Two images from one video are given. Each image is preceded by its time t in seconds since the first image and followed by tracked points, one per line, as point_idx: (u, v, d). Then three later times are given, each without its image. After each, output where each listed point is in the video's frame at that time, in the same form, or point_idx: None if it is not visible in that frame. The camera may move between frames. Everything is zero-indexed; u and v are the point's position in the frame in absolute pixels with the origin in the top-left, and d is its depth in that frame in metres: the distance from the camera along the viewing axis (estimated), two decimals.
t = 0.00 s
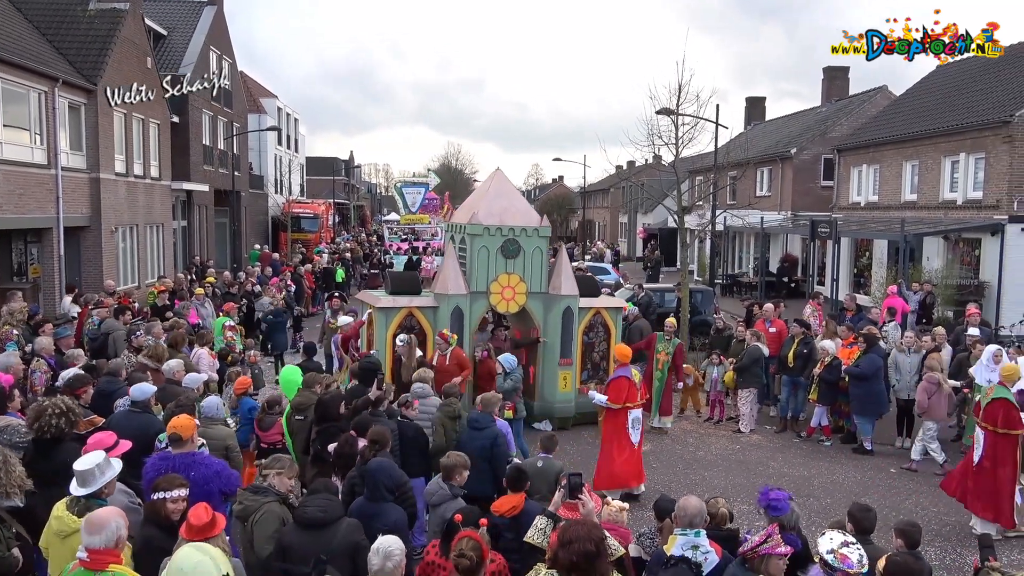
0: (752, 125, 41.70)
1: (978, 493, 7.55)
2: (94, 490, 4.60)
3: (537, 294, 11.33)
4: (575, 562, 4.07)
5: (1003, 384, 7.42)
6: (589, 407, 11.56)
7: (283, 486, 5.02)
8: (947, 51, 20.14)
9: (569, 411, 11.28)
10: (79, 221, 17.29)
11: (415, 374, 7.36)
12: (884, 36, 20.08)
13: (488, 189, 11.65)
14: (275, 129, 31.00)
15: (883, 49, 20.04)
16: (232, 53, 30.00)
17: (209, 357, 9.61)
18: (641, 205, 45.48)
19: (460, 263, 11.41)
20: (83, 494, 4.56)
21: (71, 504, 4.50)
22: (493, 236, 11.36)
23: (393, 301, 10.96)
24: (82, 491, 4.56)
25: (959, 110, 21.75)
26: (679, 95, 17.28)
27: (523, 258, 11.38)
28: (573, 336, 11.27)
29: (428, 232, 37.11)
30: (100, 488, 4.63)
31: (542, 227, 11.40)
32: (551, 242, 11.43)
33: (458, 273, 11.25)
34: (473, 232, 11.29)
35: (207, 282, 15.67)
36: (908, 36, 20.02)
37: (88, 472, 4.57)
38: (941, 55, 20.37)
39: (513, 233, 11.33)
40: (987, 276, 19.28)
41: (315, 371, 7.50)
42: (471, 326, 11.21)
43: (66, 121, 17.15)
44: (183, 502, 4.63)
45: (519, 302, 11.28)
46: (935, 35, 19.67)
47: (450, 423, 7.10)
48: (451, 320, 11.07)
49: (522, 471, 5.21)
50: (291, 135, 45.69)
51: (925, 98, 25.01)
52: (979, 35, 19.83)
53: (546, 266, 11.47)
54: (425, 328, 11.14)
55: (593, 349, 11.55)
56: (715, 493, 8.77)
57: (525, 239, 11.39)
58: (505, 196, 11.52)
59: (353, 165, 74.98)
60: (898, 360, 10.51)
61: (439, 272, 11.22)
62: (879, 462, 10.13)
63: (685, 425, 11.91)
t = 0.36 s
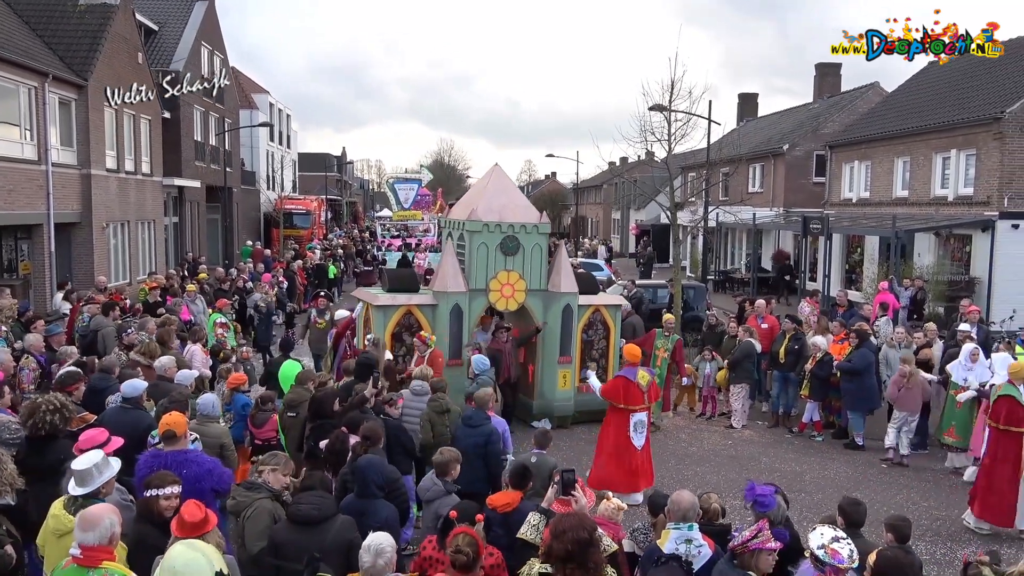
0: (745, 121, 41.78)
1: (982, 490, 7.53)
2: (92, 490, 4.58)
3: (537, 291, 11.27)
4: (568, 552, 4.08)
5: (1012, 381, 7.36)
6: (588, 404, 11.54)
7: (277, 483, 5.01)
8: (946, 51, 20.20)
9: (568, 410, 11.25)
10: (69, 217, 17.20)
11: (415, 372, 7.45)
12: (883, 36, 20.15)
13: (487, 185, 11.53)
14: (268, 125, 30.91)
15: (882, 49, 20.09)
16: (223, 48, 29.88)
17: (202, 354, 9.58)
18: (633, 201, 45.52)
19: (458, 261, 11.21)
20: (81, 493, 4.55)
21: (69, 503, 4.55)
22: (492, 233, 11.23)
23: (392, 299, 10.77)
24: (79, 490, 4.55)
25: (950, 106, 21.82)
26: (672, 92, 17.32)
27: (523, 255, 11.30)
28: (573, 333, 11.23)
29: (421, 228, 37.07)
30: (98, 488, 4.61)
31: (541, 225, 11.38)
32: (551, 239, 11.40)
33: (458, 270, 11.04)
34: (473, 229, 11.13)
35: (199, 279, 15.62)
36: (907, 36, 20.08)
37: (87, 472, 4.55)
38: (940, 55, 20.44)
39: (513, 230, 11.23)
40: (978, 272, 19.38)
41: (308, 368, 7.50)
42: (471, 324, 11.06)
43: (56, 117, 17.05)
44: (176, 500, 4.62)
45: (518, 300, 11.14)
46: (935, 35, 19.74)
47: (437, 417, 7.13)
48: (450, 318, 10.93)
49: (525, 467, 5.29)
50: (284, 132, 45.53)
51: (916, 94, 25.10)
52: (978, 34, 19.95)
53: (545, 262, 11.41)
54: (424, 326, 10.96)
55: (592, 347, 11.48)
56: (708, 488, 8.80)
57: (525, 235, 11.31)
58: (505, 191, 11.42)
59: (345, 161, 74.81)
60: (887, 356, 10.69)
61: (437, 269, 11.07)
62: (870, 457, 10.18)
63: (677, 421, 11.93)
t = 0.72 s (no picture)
0: (732, 114, 41.88)
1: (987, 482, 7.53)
2: (84, 487, 4.55)
3: (532, 286, 11.20)
4: (556, 546, 4.11)
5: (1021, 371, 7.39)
6: (583, 400, 11.52)
7: (266, 477, 4.99)
8: (948, 51, 20.54)
9: (563, 406, 11.17)
10: (54, 211, 17.05)
11: (399, 363, 7.32)
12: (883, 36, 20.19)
13: (481, 177, 11.29)
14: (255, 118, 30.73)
15: (883, 49, 20.17)
16: (209, 40, 29.65)
17: (189, 348, 9.53)
18: (621, 195, 45.57)
19: (453, 255, 11.03)
20: (74, 491, 4.51)
21: (60, 500, 4.53)
22: (488, 226, 11.02)
23: (386, 295, 10.74)
24: (72, 488, 4.51)
25: (937, 100, 21.93)
26: (660, 85, 17.34)
27: (518, 249, 11.14)
28: (569, 328, 11.15)
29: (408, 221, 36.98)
30: (90, 485, 4.58)
31: (537, 218, 11.18)
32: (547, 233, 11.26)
33: (453, 265, 10.90)
34: (469, 223, 10.91)
35: (185, 273, 15.54)
36: (908, 36, 20.16)
37: (79, 469, 4.51)
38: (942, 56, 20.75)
39: (509, 224, 11.04)
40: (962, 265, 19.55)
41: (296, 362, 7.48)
42: (465, 320, 11.02)
43: (40, 109, 16.87)
44: (166, 495, 4.60)
45: (513, 294, 11.08)
46: (936, 37, 19.91)
47: (432, 407, 7.26)
48: (445, 313, 10.85)
49: (504, 460, 5.30)
50: (271, 124, 45.29)
51: (903, 88, 25.23)
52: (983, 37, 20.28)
53: (540, 257, 11.29)
54: (419, 322, 10.90)
55: (587, 342, 11.48)
56: (695, 480, 8.85)
57: (520, 229, 11.14)
58: (500, 184, 11.20)
59: (333, 154, 74.55)
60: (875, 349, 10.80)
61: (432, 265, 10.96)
62: (856, 449, 10.26)
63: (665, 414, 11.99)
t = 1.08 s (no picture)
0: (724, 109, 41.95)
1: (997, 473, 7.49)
2: (74, 483, 4.53)
3: (531, 282, 11.06)
4: (550, 542, 4.16)
5: None
6: (581, 397, 11.50)
7: (259, 472, 5.00)
8: (947, 50, 20.55)
9: (562, 403, 11.19)
10: (44, 205, 16.95)
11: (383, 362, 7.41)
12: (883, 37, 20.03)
13: (479, 173, 11.20)
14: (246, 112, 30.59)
15: (883, 49, 20.20)
16: (199, 35, 29.50)
17: (181, 343, 9.50)
18: (614, 189, 45.60)
19: (452, 251, 10.99)
20: (64, 486, 4.50)
21: (50, 495, 4.52)
22: (487, 222, 10.93)
23: (384, 291, 10.66)
24: (62, 484, 4.50)
25: (927, 96, 22.00)
26: (652, 80, 17.37)
27: (517, 244, 11.02)
28: (568, 324, 11.09)
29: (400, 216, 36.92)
30: (81, 481, 4.57)
31: (536, 213, 11.00)
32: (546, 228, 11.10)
33: (452, 262, 10.87)
34: (467, 219, 10.83)
35: (177, 268, 15.48)
36: (908, 36, 20.16)
37: (69, 465, 4.50)
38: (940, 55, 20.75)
39: (508, 219, 10.92)
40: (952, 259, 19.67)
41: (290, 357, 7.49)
42: (464, 316, 10.96)
43: (29, 103, 16.76)
44: (159, 491, 4.59)
45: (512, 291, 10.98)
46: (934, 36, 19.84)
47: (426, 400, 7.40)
48: (444, 310, 10.79)
49: (484, 456, 5.19)
50: (262, 119, 45.09)
51: (894, 83, 25.32)
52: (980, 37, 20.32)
53: (540, 252, 11.15)
54: (418, 319, 10.82)
55: (586, 338, 11.41)
56: (687, 474, 8.89)
57: (520, 224, 11.01)
58: (499, 179, 11.10)
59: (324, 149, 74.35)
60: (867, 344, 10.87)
61: (430, 261, 10.92)
62: (847, 443, 10.33)
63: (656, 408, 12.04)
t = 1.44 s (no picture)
0: (713, 104, 42.04)
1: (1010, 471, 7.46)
2: (57, 476, 4.51)
3: (528, 278, 11.02)
4: (536, 535, 4.19)
5: None
6: (579, 393, 11.36)
7: (250, 469, 4.98)
8: (947, 50, 21.23)
9: (559, 400, 11.08)
10: (29, 199, 16.80)
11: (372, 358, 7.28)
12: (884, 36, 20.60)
13: (475, 168, 11.15)
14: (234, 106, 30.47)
15: (883, 48, 20.73)
16: (187, 28, 29.31)
17: (169, 338, 9.44)
18: (603, 184, 45.60)
19: (450, 247, 10.88)
20: (46, 480, 4.48)
21: (33, 489, 4.50)
22: (483, 217, 10.86)
23: (381, 287, 10.59)
24: (44, 477, 4.48)
25: (915, 91, 22.11)
26: (641, 75, 17.40)
27: (515, 240, 10.96)
28: (565, 319, 11.06)
29: (389, 211, 36.83)
30: (64, 474, 4.55)
31: (534, 208, 10.98)
32: (543, 224, 11.06)
33: (450, 258, 10.77)
34: (464, 214, 10.76)
35: (164, 263, 15.39)
36: (908, 36, 20.81)
37: (52, 458, 4.48)
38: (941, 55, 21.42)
39: (505, 214, 10.87)
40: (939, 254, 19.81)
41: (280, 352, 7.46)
42: (462, 313, 10.91)
43: (14, 96, 16.59)
44: (149, 487, 4.57)
45: (509, 287, 10.94)
46: (933, 36, 20.77)
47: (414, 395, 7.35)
48: (442, 306, 10.72)
49: (470, 448, 5.27)
50: (250, 113, 44.83)
51: (882, 78, 25.44)
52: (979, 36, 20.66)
53: (537, 248, 11.09)
54: (415, 316, 10.77)
55: (583, 334, 11.45)
56: (676, 468, 8.93)
57: (517, 219, 10.97)
58: (495, 174, 11.06)
59: (313, 144, 74.06)
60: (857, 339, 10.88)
61: (427, 257, 10.82)
62: (835, 436, 10.40)
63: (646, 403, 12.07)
